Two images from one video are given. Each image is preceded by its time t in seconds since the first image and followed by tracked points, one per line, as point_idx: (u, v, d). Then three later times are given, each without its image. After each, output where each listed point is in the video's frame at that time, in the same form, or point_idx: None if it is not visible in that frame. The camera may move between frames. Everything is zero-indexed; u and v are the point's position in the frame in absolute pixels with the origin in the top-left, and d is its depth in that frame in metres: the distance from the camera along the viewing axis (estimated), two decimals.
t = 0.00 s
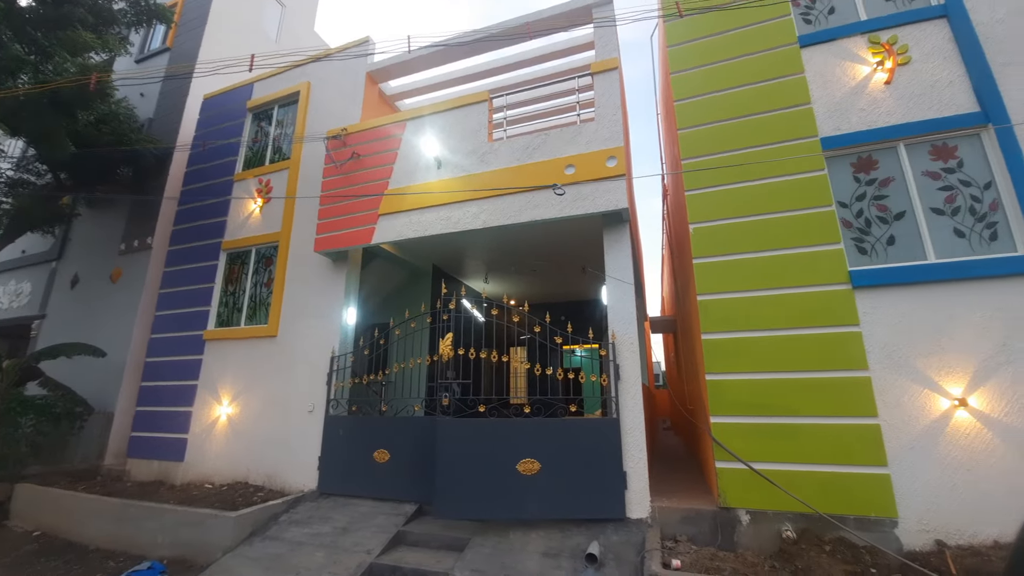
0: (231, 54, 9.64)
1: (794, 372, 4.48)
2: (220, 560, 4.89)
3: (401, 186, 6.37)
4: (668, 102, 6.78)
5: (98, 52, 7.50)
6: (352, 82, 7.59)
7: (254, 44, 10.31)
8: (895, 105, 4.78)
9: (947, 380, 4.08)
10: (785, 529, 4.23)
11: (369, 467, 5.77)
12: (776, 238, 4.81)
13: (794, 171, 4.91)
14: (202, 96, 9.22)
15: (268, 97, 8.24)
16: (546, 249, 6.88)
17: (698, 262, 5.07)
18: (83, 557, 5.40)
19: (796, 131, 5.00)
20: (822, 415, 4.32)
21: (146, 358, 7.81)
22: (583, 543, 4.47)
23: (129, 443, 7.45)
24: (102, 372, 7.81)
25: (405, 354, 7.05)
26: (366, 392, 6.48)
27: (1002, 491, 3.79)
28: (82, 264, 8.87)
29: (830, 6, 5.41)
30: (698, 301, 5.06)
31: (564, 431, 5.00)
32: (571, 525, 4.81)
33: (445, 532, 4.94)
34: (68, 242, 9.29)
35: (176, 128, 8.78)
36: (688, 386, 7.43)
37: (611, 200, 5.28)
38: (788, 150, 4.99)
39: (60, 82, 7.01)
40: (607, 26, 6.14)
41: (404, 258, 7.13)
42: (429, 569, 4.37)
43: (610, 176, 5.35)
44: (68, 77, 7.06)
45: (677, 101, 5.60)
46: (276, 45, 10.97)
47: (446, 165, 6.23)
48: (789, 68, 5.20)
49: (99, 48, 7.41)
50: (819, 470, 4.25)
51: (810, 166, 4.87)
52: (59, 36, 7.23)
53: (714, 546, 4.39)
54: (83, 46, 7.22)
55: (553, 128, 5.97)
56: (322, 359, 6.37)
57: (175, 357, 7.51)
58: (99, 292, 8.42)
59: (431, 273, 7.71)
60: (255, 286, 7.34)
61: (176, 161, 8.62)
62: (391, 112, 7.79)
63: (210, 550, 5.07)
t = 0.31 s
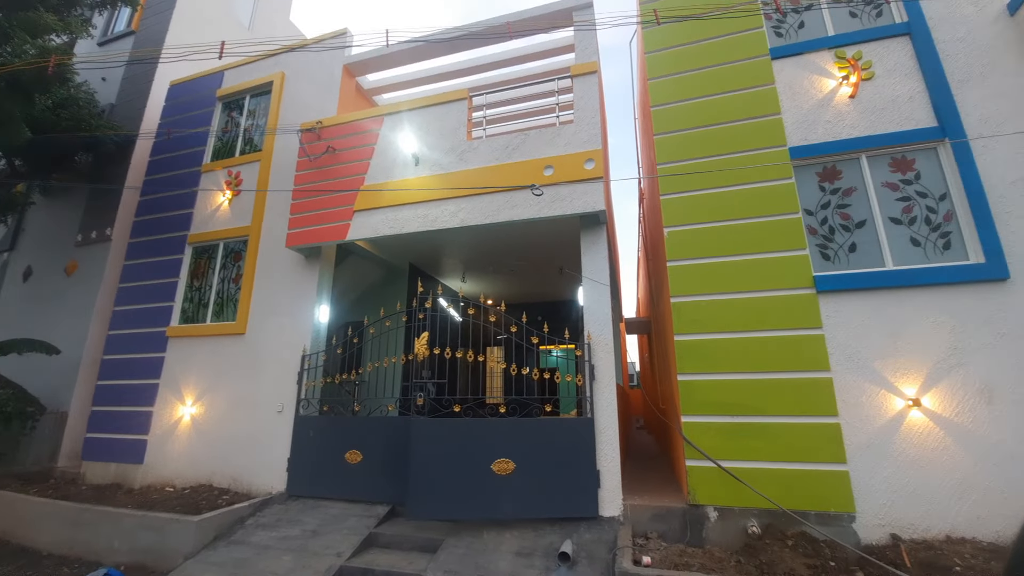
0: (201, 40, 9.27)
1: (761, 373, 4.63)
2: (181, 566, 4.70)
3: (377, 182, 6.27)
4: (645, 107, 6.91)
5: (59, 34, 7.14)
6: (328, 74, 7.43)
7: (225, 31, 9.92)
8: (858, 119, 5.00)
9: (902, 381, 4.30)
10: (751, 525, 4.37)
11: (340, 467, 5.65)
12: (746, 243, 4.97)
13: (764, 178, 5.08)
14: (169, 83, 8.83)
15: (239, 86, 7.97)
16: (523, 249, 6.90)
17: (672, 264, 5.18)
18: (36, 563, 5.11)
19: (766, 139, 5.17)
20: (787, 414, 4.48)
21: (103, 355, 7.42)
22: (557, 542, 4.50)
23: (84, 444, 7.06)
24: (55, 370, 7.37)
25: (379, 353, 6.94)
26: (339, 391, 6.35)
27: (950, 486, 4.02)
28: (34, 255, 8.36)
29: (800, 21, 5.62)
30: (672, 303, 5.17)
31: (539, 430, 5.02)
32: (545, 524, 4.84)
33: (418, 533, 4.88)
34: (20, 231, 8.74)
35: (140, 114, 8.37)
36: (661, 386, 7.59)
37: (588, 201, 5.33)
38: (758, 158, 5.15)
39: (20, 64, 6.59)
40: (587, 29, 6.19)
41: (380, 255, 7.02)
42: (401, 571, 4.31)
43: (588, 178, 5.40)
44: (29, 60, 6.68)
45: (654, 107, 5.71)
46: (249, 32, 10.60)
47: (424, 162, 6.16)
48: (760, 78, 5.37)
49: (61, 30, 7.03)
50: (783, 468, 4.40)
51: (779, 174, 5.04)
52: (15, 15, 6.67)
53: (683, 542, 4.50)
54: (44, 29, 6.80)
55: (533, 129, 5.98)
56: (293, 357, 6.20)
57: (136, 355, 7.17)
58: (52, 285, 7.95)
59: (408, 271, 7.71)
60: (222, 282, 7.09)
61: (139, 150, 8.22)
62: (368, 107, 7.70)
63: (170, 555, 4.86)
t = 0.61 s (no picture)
0: (166, 23, 8.84)
1: (729, 374, 4.78)
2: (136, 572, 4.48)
3: (351, 176, 6.14)
4: (621, 112, 7.03)
5: (16, 13, 6.69)
6: (301, 64, 7.23)
7: (193, 15, 9.50)
8: (822, 131, 5.22)
9: (858, 382, 4.52)
10: (716, 522, 4.50)
11: (308, 469, 5.51)
12: (716, 247, 5.11)
13: (734, 185, 5.24)
14: (131, 66, 8.39)
15: (207, 73, 7.65)
16: (500, 249, 6.89)
17: (646, 267, 5.28)
18: None
19: (737, 148, 5.33)
20: (751, 414, 4.64)
21: (54, 352, 6.99)
22: (528, 541, 4.52)
23: (32, 446, 6.64)
24: None
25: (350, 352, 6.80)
26: (308, 391, 6.19)
27: (900, 482, 4.25)
28: None
29: (770, 34, 5.83)
30: (645, 304, 5.27)
31: (512, 430, 5.02)
32: (517, 523, 4.85)
33: (387, 535, 4.81)
34: None
35: (98, 98, 7.91)
36: (633, 386, 7.72)
37: (564, 203, 5.37)
38: (728, 166, 5.31)
39: None
40: (566, 32, 6.24)
41: (353, 252, 6.88)
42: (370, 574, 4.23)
43: (564, 180, 5.44)
44: None
45: (631, 111, 5.80)
46: (218, 18, 10.17)
47: (400, 158, 6.07)
48: (732, 89, 5.55)
49: (18, 10, 6.66)
50: (748, 466, 4.55)
51: (747, 182, 5.21)
52: None
53: (652, 539, 4.60)
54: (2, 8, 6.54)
55: (510, 129, 5.98)
56: (260, 355, 6.00)
57: (90, 352, 6.78)
58: None
59: (382, 269, 7.57)
60: (185, 276, 6.79)
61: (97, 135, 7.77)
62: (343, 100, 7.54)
63: (125, 562, 4.63)
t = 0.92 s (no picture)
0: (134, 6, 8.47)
1: (702, 375, 4.89)
2: None
3: (327, 171, 6.01)
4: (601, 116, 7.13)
5: None
6: (276, 54, 7.04)
7: None
8: (792, 141, 5.42)
9: (823, 383, 4.70)
10: (687, 519, 4.60)
11: (277, 470, 5.36)
12: (691, 250, 5.23)
13: (708, 191, 5.37)
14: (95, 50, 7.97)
15: (176, 60, 7.36)
16: (479, 249, 6.87)
17: (623, 269, 5.36)
18: None
19: (712, 155, 5.47)
20: (722, 414, 4.77)
21: (5, 349, 6.60)
22: (503, 541, 4.52)
23: None
24: None
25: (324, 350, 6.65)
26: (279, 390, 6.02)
27: (860, 479, 4.45)
28: None
29: (745, 45, 6.01)
30: (621, 306, 5.34)
31: (489, 430, 5.01)
32: (492, 523, 4.84)
33: (359, 537, 4.72)
34: None
35: (59, 82, 7.51)
36: (609, 386, 7.80)
37: (544, 204, 5.40)
38: (703, 172, 5.45)
39: None
40: (548, 34, 6.27)
41: (328, 248, 6.73)
42: None
43: (543, 181, 5.47)
44: None
45: (610, 115, 5.87)
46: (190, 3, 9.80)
47: (378, 154, 5.97)
48: (708, 97, 5.69)
49: None
50: (718, 465, 4.67)
51: (721, 189, 5.36)
52: None
53: (625, 537, 4.67)
54: None
55: (491, 128, 5.97)
56: (228, 353, 5.80)
57: (46, 349, 6.43)
58: None
59: (358, 266, 7.43)
60: (149, 270, 6.52)
61: (58, 121, 7.37)
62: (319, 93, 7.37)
63: (80, 569, 4.41)
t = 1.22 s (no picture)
0: None
1: (676, 376, 4.99)
2: None
3: (302, 166, 5.88)
4: (581, 119, 7.21)
5: None
6: (249, 44, 6.83)
7: None
8: (764, 149, 5.59)
9: (789, 384, 4.87)
10: (659, 517, 4.69)
11: (246, 472, 5.21)
12: (667, 254, 5.34)
13: (684, 196, 5.49)
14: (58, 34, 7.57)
15: (144, 45, 7.05)
16: (458, 248, 6.83)
17: (601, 271, 5.42)
18: None
19: (688, 160, 5.59)
20: (694, 414, 4.88)
21: None
22: (478, 542, 4.51)
23: None
24: None
25: (297, 349, 6.49)
26: (249, 390, 5.85)
27: (824, 477, 4.63)
28: None
29: (721, 55, 6.18)
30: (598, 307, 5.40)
31: (465, 431, 4.99)
32: (466, 524, 4.82)
33: (330, 540, 4.63)
34: None
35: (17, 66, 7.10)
36: (585, 386, 7.87)
37: (523, 205, 5.42)
38: (679, 177, 5.57)
39: None
40: (530, 36, 6.29)
41: (302, 245, 6.56)
42: None
43: (523, 182, 5.49)
44: None
45: (591, 119, 5.93)
46: None
47: (356, 150, 5.87)
48: (685, 104, 5.81)
49: None
50: (690, 463, 4.78)
51: (696, 194, 5.48)
52: None
53: (599, 535, 4.73)
54: None
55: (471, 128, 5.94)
56: (195, 351, 5.60)
57: None
58: None
59: (334, 264, 7.28)
60: (111, 264, 6.23)
61: (16, 107, 6.99)
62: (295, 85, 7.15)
63: None
